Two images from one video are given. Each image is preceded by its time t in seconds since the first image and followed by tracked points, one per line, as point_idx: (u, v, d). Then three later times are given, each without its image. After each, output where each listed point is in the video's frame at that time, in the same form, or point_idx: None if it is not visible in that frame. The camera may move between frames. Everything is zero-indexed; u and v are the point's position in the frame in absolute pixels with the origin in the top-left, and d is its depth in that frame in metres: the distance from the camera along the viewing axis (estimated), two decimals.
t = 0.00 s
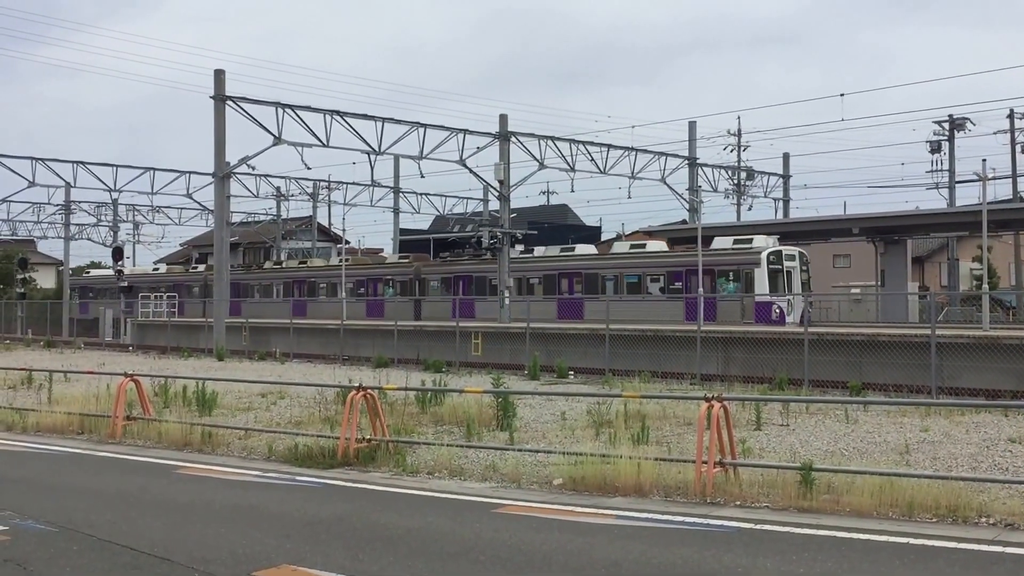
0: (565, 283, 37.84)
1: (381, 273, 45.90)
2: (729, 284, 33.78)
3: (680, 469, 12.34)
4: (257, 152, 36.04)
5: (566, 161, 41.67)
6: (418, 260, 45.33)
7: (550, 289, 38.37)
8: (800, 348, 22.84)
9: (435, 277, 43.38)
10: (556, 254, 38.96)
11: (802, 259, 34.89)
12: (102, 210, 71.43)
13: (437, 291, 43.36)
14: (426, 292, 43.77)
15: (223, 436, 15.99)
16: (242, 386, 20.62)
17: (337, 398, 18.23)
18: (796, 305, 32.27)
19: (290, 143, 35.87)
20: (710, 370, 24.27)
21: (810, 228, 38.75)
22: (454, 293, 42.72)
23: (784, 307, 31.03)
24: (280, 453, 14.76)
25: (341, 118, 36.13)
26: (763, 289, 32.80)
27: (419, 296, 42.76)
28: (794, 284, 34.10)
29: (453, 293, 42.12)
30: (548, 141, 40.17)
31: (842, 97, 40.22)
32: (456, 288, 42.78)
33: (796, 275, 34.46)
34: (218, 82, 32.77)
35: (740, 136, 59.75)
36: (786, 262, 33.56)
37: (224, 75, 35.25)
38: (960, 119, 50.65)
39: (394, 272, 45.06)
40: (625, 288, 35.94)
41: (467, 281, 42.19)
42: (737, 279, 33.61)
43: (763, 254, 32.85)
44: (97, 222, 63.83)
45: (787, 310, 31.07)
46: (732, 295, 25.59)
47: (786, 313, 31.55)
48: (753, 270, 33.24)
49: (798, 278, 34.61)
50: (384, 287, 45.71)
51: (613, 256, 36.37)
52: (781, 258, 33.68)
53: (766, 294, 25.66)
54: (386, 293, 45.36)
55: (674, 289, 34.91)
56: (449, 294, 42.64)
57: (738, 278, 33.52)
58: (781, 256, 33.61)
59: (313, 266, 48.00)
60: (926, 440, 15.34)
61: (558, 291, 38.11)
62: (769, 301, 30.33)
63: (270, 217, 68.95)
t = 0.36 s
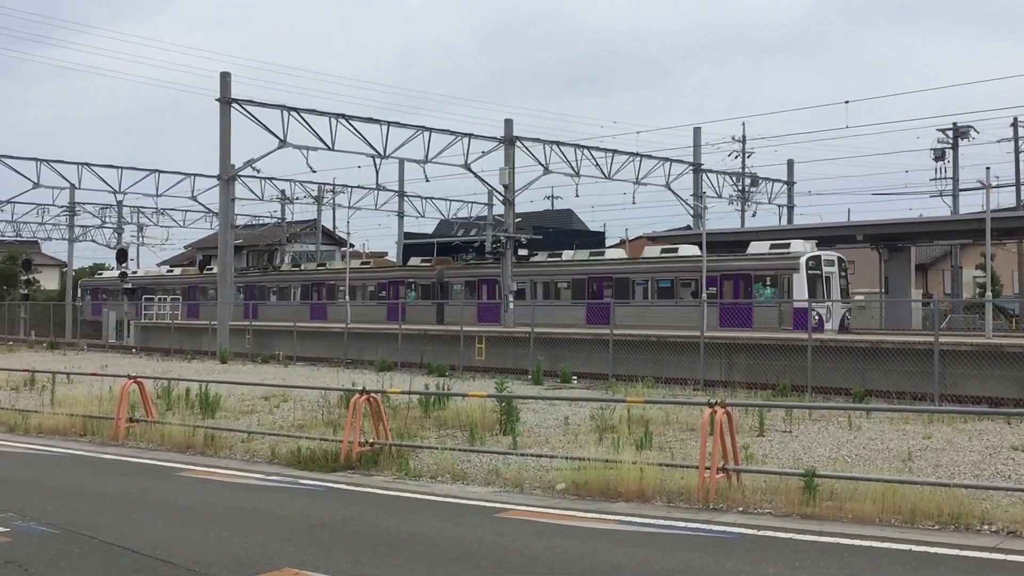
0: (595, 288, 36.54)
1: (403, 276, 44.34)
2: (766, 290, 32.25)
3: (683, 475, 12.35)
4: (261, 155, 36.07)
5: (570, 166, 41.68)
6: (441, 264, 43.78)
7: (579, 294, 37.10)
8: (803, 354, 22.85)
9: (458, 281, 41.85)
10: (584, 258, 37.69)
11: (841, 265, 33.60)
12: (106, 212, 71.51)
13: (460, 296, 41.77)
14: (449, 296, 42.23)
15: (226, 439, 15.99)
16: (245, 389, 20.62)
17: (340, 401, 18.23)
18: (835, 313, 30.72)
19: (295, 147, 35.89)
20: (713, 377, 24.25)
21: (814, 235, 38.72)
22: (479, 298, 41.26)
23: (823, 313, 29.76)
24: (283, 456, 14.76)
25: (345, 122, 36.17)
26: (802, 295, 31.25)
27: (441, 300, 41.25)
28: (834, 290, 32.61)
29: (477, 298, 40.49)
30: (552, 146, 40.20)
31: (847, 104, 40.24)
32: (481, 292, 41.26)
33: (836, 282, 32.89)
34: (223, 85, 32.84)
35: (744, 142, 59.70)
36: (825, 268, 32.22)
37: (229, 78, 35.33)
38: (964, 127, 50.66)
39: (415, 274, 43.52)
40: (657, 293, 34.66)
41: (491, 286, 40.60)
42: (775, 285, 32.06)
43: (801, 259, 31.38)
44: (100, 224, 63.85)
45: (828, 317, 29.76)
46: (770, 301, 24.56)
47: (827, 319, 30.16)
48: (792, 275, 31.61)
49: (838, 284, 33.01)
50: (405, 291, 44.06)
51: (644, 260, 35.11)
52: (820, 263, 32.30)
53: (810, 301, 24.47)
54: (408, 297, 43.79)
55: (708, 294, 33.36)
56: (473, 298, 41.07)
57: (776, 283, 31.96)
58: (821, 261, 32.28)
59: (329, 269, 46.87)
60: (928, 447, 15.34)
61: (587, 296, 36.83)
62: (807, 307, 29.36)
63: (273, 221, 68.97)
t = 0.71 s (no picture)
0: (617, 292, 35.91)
1: (418, 279, 43.48)
2: (796, 296, 31.46)
3: (679, 480, 12.35)
4: (260, 157, 36.03)
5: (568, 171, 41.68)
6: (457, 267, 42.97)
7: (600, 298, 36.46)
8: (800, 360, 22.88)
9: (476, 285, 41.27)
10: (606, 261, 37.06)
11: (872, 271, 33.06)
12: (104, 213, 71.44)
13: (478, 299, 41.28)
14: (465, 299, 41.42)
15: (221, 441, 15.95)
16: (242, 392, 20.62)
17: (337, 404, 18.22)
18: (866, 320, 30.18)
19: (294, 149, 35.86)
20: (710, 382, 24.27)
21: (812, 241, 38.77)
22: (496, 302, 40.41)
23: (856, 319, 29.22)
24: (279, 459, 14.76)
25: (344, 125, 36.18)
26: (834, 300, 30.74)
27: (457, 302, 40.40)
28: (865, 297, 32.14)
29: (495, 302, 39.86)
30: (550, 150, 40.23)
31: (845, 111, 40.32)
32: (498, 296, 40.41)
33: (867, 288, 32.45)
34: (222, 87, 32.84)
35: (742, 148, 59.77)
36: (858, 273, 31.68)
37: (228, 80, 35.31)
38: (961, 135, 50.76)
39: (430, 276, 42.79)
40: (680, 297, 34.17)
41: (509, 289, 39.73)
42: (804, 291, 31.42)
43: (832, 264, 30.99)
44: (98, 225, 63.82)
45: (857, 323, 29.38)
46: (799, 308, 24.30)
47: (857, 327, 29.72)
48: (823, 280, 31.14)
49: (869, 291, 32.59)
50: (420, 293, 43.37)
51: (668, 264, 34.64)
52: (851, 268, 31.77)
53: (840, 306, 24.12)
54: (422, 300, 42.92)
55: (735, 300, 32.91)
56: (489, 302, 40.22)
57: (806, 289, 31.38)
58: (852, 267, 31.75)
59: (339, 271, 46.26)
60: (924, 454, 15.34)
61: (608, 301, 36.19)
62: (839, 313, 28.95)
63: (271, 223, 68.97)
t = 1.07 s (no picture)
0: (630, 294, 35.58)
1: (426, 280, 42.90)
2: (817, 298, 30.97)
3: (667, 482, 12.37)
4: (250, 158, 35.96)
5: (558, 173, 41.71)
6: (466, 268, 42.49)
7: (612, 300, 36.05)
8: (789, 363, 22.94)
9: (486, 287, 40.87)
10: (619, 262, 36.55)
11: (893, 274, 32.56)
12: (93, 214, 71.17)
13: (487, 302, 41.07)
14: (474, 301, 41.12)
15: (209, 442, 15.91)
16: (230, 393, 20.59)
17: (325, 405, 18.20)
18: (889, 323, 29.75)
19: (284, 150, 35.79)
20: (699, 384, 24.30)
21: (802, 245, 38.88)
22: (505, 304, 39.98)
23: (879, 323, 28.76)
24: (268, 460, 14.72)
25: (334, 127, 36.15)
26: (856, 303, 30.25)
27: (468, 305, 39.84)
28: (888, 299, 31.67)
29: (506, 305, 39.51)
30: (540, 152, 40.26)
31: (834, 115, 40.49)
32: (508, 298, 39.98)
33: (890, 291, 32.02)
34: (212, 88, 32.78)
35: (732, 151, 59.95)
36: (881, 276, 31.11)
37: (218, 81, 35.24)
38: (949, 138, 50.98)
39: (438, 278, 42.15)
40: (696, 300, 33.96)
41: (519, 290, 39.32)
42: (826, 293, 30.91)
43: (858, 265, 30.41)
44: (87, 226, 63.57)
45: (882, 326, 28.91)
46: (821, 311, 23.62)
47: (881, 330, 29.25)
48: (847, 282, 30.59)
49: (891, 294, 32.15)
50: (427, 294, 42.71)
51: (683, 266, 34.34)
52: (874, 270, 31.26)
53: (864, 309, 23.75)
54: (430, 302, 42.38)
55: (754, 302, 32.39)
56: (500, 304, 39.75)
57: (829, 291, 30.81)
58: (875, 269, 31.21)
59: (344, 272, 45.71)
60: (912, 457, 15.38)
61: (620, 303, 35.74)
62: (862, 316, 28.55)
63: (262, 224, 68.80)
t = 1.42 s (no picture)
0: (642, 292, 35.85)
1: (428, 278, 42.38)
2: (835, 297, 31.39)
3: (650, 479, 12.41)
4: (233, 155, 35.78)
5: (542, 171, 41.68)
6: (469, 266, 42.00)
7: (623, 298, 36.38)
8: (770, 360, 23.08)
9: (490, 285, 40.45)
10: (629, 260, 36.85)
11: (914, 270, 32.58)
12: (75, 211, 70.60)
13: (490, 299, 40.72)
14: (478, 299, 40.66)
15: (191, 441, 15.85)
16: (212, 391, 20.52)
17: (309, 403, 18.17)
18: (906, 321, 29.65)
19: (267, 147, 35.61)
20: (681, 382, 24.38)
21: (785, 244, 39.11)
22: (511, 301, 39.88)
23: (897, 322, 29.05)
24: (250, 458, 14.68)
25: (318, 124, 36.03)
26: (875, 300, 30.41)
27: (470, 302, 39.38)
28: (906, 298, 31.64)
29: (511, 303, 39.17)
30: (524, 151, 40.23)
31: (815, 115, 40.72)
32: (513, 295, 39.78)
33: (908, 291, 31.94)
34: (195, 85, 32.61)
35: (716, 150, 60.13)
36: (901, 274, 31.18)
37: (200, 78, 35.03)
38: (931, 137, 51.34)
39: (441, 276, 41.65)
40: (708, 299, 34.30)
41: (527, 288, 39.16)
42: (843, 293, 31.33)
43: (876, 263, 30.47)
44: (69, 223, 63.08)
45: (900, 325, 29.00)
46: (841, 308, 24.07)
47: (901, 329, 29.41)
48: (864, 281, 30.87)
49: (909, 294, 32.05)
50: (430, 293, 42.25)
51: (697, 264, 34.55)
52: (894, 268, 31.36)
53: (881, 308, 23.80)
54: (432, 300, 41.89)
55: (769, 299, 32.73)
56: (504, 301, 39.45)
57: (846, 290, 31.27)
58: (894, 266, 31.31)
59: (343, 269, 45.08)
60: (893, 454, 15.52)
61: (631, 302, 36.12)
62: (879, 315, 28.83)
63: (245, 221, 68.47)
